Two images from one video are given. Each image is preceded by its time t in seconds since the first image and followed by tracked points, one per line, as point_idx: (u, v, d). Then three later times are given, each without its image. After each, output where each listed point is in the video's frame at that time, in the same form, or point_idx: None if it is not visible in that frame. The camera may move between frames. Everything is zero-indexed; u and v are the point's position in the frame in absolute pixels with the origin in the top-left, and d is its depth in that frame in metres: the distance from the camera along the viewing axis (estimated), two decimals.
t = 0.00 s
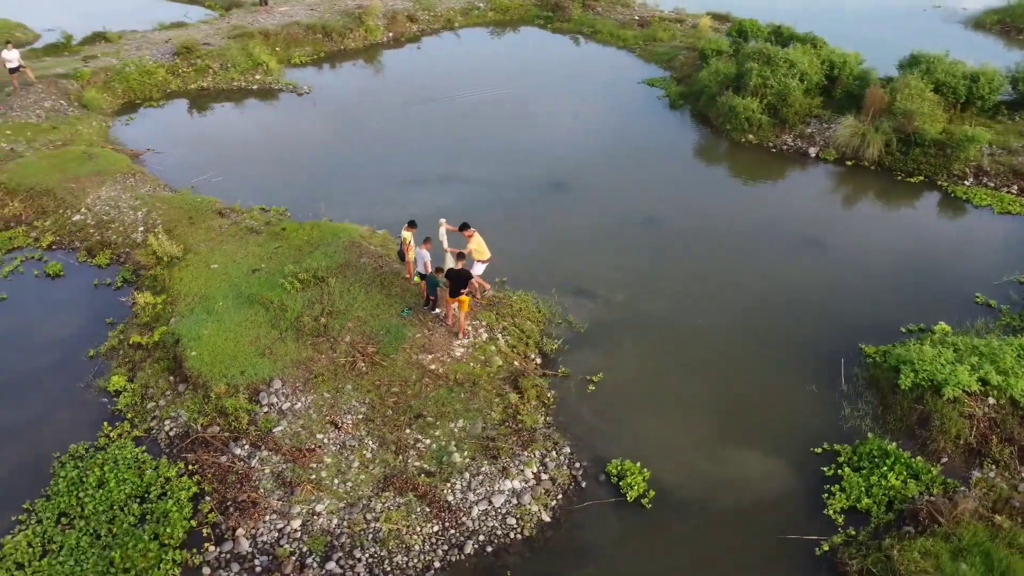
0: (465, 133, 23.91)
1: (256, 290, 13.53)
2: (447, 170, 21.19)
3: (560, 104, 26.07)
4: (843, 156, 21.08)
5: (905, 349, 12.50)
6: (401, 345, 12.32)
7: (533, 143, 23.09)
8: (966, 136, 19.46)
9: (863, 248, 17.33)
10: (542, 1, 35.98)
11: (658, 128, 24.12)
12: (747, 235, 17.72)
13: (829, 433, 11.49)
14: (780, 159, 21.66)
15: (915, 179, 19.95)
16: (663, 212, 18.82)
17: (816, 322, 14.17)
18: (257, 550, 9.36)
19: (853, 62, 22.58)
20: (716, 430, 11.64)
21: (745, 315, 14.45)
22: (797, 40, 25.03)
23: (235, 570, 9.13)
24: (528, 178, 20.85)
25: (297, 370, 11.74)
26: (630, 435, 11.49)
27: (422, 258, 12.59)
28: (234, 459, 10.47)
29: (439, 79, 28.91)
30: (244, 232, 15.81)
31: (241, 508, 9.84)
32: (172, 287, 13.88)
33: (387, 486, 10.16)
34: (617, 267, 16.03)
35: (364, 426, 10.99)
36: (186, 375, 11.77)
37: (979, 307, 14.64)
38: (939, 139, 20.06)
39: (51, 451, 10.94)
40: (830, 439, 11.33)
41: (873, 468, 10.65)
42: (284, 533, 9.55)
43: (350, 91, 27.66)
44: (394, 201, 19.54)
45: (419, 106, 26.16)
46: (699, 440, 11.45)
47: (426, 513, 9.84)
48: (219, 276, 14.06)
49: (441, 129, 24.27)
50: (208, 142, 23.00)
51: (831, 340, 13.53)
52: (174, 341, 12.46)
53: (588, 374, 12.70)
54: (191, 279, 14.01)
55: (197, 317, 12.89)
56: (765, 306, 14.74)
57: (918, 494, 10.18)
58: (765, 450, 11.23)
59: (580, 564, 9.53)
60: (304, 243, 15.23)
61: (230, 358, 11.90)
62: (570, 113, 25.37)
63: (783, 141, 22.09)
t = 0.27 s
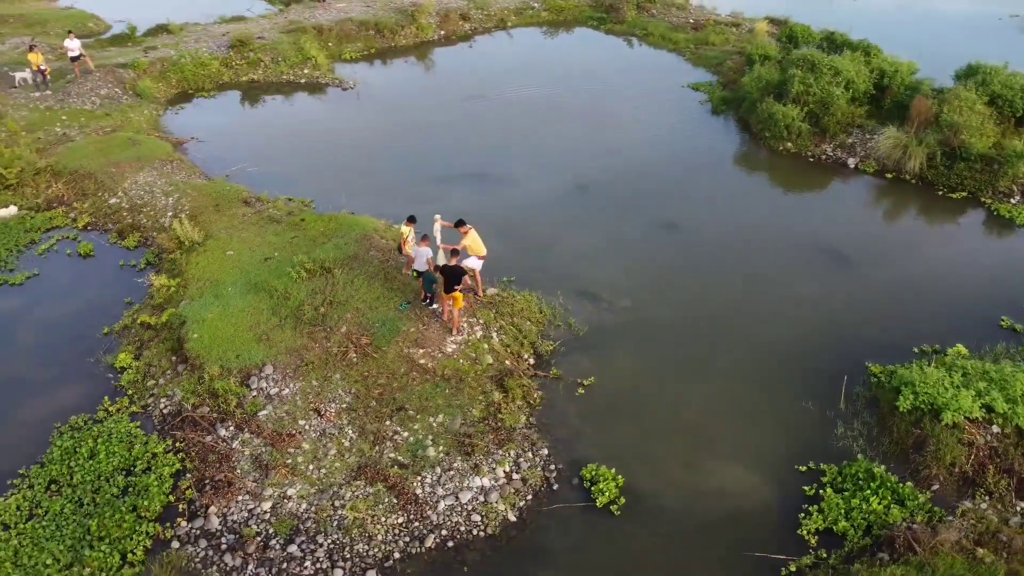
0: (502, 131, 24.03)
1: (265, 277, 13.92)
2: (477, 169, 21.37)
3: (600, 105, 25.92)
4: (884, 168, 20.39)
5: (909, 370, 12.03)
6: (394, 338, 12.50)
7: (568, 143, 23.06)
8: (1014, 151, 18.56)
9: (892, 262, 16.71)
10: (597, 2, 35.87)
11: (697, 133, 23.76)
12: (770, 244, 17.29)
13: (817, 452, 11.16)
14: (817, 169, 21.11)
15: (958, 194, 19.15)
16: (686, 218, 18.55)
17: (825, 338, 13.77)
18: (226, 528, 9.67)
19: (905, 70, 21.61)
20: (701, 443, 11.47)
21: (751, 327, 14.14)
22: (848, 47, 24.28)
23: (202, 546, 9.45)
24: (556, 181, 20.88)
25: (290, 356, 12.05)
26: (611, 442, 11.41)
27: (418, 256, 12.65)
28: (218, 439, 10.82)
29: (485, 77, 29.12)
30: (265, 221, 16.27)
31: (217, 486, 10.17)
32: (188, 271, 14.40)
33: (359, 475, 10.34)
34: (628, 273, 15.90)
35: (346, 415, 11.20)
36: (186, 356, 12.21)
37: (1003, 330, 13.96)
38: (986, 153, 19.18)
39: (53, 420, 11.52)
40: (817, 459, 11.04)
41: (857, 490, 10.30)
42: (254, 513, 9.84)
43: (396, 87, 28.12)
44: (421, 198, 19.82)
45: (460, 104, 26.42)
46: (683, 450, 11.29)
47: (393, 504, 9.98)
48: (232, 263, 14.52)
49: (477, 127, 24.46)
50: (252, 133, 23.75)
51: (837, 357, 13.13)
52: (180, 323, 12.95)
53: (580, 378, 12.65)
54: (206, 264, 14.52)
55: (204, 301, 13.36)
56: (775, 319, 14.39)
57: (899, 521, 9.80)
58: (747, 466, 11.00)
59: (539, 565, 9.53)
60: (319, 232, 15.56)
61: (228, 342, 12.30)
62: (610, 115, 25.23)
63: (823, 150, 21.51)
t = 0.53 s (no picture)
0: (539, 131, 24.05)
1: (275, 265, 14.31)
2: (508, 168, 21.45)
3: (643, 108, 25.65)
4: (926, 183, 19.59)
5: (911, 392, 11.56)
6: (389, 331, 12.69)
7: (604, 145, 22.90)
8: None
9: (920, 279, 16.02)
10: (655, 5, 35.52)
11: (738, 138, 23.27)
12: (793, 256, 16.85)
13: (802, 471, 10.85)
14: (857, 181, 20.42)
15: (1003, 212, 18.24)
16: (711, 224, 18.23)
17: (832, 354, 13.35)
18: (201, 504, 10.01)
19: (962, 83, 20.70)
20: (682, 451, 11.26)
21: (757, 338, 13.81)
22: (903, 56, 23.43)
23: (176, 520, 9.82)
24: (585, 181, 20.74)
25: (285, 343, 12.38)
26: (591, 443, 11.31)
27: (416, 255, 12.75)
28: (207, 419, 11.20)
29: (532, 76, 29.19)
30: (288, 211, 16.72)
31: (198, 463, 10.53)
32: (205, 256, 14.93)
33: (334, 462, 10.55)
34: (639, 278, 15.74)
35: (330, 403, 11.44)
36: (190, 338, 12.68)
37: None
38: None
39: (62, 390, 12.13)
40: (801, 477, 10.73)
41: (835, 512, 9.95)
42: (229, 492, 10.15)
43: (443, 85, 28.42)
44: (447, 193, 19.99)
45: (503, 103, 26.57)
46: (663, 457, 11.11)
47: (363, 493, 10.16)
48: (249, 250, 14.98)
49: (517, 126, 24.53)
50: (296, 125, 24.40)
51: (840, 375, 12.72)
52: (189, 305, 13.44)
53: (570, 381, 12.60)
54: (223, 251, 15.02)
55: (215, 286, 13.83)
56: (783, 331, 14.03)
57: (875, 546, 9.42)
58: (726, 479, 10.75)
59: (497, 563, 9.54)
60: (337, 224, 15.90)
61: (230, 326, 12.71)
62: (652, 117, 24.92)
63: (864, 162, 20.81)
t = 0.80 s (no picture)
0: (577, 132, 23.97)
1: (287, 254, 14.70)
2: (539, 167, 21.47)
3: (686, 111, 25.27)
4: (969, 200, 18.76)
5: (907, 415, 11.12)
6: (384, 323, 12.90)
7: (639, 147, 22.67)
8: None
9: (948, 298, 15.33)
10: (714, 8, 34.95)
11: (779, 146, 22.70)
12: (815, 267, 16.37)
13: (782, 489, 10.58)
14: (896, 195, 19.70)
15: None
16: (735, 232, 17.86)
17: (836, 372, 12.95)
18: (181, 480, 10.41)
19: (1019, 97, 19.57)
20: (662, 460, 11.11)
21: (760, 352, 13.51)
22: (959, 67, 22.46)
23: (156, 493, 10.24)
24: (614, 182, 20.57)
25: (284, 331, 12.73)
26: (569, 447, 11.29)
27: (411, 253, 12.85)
28: (200, 399, 11.63)
29: (579, 77, 29.11)
30: (311, 202, 17.14)
31: (185, 440, 10.93)
32: (225, 243, 15.46)
33: (312, 448, 10.81)
34: (650, 284, 15.57)
35: (318, 390, 11.72)
36: (197, 320, 13.17)
37: None
38: None
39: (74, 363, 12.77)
40: (780, 495, 10.47)
41: (807, 534, 9.64)
42: (209, 469, 10.52)
43: (489, 83, 28.60)
44: (474, 190, 20.14)
45: (546, 103, 26.59)
46: (640, 465, 10.99)
47: (335, 480, 10.38)
48: (266, 238, 15.44)
49: (555, 127, 24.52)
50: (339, 118, 24.96)
51: (839, 394, 12.33)
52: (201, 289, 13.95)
53: (561, 383, 12.57)
54: (242, 238, 15.52)
55: (227, 272, 14.31)
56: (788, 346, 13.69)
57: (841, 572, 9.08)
58: (702, 492, 10.57)
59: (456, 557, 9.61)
60: (354, 217, 16.21)
61: (234, 312, 13.15)
62: (694, 121, 24.53)
63: (905, 176, 20.06)
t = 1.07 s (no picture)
0: (616, 129, 23.69)
1: (302, 244, 15.08)
2: (571, 166, 21.35)
3: (731, 112, 24.67)
4: (1013, 220, 17.84)
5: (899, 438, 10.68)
6: (382, 314, 13.11)
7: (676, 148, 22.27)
8: None
9: (976, 317, 14.59)
10: (776, 13, 34.12)
11: (822, 152, 21.96)
12: (837, 280, 15.84)
13: (758, 505, 10.33)
14: (936, 210, 18.89)
15: None
16: (760, 238, 17.39)
17: (838, 390, 12.54)
18: (167, 455, 10.84)
19: None
20: (640, 468, 10.97)
21: (762, 365, 13.18)
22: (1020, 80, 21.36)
23: (142, 466, 10.69)
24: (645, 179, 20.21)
25: (286, 318, 13.09)
26: (549, 449, 11.26)
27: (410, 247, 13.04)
28: (197, 379, 12.07)
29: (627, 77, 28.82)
30: (335, 194, 17.52)
31: (177, 417, 11.38)
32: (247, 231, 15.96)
33: (294, 432, 11.09)
34: (661, 289, 15.35)
35: (309, 377, 12.02)
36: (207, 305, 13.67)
37: None
38: None
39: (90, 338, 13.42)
40: (754, 512, 10.23)
41: (772, 552, 9.34)
42: (195, 447, 10.93)
43: (536, 81, 28.61)
44: (502, 187, 20.20)
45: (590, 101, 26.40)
46: (616, 471, 10.88)
47: (311, 465, 10.64)
48: (285, 228, 15.87)
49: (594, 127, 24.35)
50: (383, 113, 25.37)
51: (836, 414, 11.95)
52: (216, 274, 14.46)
53: (551, 384, 12.54)
54: (263, 227, 16.00)
55: (243, 259, 14.79)
56: (793, 360, 13.31)
57: None
58: (674, 502, 10.41)
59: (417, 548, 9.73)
60: (373, 210, 16.51)
61: (242, 298, 13.59)
62: (738, 121, 23.91)
63: (948, 191, 19.20)
